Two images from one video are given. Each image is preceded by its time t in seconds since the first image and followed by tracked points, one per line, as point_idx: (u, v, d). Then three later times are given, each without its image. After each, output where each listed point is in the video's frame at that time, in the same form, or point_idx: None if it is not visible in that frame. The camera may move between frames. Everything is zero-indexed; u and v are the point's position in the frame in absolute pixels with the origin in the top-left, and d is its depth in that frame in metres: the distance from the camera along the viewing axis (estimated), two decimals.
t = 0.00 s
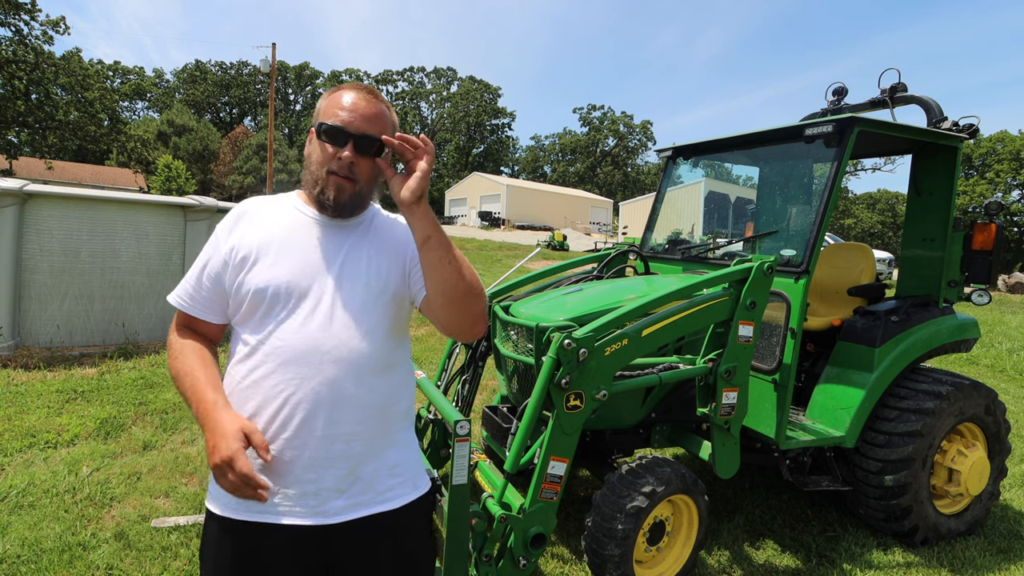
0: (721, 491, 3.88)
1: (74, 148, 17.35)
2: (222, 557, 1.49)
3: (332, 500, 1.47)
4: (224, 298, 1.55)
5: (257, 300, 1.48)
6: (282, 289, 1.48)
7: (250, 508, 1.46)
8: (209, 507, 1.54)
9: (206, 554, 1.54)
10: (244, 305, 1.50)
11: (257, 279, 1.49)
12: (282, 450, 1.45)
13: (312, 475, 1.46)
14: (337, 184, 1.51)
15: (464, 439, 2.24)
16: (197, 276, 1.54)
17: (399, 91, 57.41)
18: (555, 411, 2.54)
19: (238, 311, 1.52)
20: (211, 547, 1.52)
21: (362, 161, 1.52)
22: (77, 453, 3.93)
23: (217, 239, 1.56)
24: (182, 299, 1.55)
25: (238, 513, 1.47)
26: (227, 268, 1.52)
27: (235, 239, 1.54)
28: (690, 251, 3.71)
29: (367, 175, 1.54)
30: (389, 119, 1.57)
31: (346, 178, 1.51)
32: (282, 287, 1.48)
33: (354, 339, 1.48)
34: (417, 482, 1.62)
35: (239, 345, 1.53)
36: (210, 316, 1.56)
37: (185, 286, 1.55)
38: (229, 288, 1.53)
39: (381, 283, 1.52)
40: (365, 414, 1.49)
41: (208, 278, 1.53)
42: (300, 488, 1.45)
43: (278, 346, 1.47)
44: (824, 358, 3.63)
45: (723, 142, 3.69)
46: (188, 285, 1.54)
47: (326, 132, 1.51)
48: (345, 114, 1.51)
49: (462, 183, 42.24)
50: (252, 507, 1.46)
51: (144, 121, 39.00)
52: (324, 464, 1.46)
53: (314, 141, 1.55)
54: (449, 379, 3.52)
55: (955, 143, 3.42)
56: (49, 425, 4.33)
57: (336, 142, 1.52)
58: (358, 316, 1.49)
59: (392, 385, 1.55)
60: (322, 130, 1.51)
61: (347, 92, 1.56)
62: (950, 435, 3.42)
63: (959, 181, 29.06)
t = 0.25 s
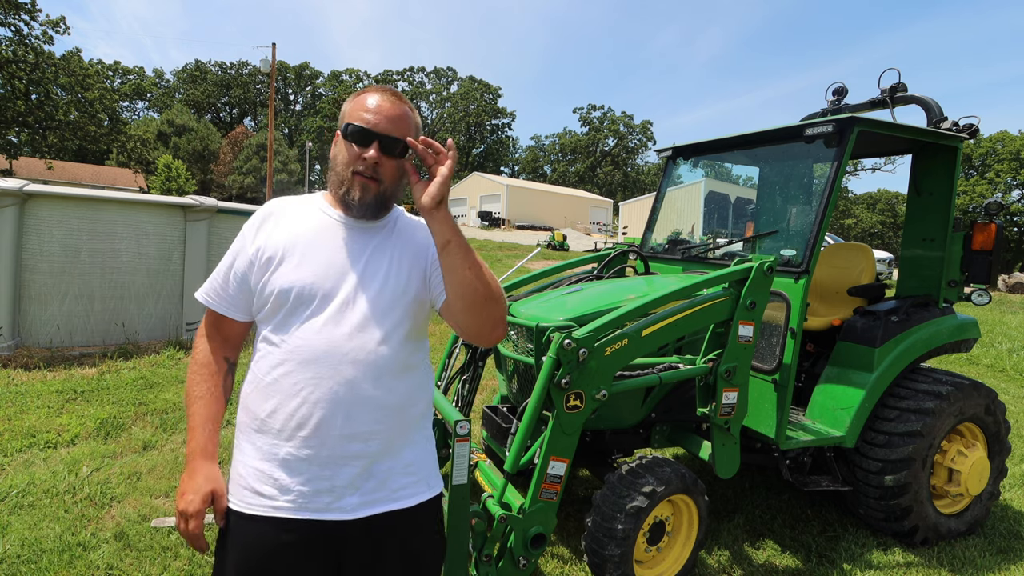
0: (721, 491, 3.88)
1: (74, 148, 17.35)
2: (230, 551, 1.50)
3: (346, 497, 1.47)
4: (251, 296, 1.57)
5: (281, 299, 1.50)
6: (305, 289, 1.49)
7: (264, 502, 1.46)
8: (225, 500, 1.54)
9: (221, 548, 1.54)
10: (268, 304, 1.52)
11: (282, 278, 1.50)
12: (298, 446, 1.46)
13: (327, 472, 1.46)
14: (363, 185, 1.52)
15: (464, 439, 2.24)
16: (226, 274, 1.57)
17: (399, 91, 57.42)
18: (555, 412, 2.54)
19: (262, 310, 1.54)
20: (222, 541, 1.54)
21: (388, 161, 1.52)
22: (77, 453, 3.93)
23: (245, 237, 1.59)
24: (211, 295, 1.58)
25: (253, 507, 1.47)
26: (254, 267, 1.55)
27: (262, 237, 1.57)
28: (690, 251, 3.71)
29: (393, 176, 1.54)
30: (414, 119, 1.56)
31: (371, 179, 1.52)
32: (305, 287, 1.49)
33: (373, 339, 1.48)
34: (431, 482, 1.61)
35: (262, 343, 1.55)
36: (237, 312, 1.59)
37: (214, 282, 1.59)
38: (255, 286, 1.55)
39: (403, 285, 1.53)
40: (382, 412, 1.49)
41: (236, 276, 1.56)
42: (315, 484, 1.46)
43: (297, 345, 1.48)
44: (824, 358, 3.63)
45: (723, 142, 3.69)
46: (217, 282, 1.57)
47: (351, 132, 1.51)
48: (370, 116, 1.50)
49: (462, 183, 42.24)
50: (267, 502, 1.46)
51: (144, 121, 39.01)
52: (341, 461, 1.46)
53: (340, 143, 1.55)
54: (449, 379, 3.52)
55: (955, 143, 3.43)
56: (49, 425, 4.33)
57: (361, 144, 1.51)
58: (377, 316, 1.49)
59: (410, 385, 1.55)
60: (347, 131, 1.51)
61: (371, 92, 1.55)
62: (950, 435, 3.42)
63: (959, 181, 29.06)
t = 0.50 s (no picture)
0: (721, 491, 3.88)
1: (74, 148, 17.35)
2: (233, 548, 1.51)
3: (349, 496, 1.47)
4: (256, 293, 1.58)
5: (286, 297, 1.50)
6: (308, 288, 1.49)
7: (270, 498, 1.47)
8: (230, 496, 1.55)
9: (224, 544, 1.54)
10: (273, 302, 1.52)
11: (286, 276, 1.51)
12: (303, 444, 1.46)
13: (332, 471, 1.46)
14: (363, 177, 1.51)
15: (464, 439, 2.26)
16: (233, 270, 1.58)
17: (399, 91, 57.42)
18: (556, 411, 2.54)
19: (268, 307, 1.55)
20: (226, 537, 1.54)
21: (386, 151, 1.52)
22: (77, 453, 3.93)
23: (251, 234, 1.59)
24: (218, 292, 1.60)
25: (258, 503, 1.48)
26: (259, 265, 1.55)
27: (267, 234, 1.57)
28: (690, 251, 3.71)
29: (393, 166, 1.54)
30: (408, 109, 1.57)
31: (371, 171, 1.51)
32: (309, 285, 1.49)
33: (377, 339, 1.47)
34: (435, 483, 1.61)
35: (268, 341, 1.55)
36: (244, 309, 1.61)
37: (221, 279, 1.60)
38: (260, 284, 1.56)
39: (407, 284, 1.52)
40: (386, 412, 1.49)
41: (242, 273, 1.57)
42: (320, 483, 1.46)
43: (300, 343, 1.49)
44: (824, 358, 3.63)
45: (723, 142, 3.69)
46: (224, 278, 1.59)
47: (349, 127, 1.52)
48: (364, 108, 1.52)
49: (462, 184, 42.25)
50: (272, 498, 1.47)
51: (144, 121, 39.01)
52: (345, 460, 1.46)
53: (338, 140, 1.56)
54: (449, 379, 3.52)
55: (955, 143, 3.43)
56: (49, 425, 4.33)
57: (358, 138, 1.52)
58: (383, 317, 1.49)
59: (414, 386, 1.55)
60: (344, 126, 1.53)
61: (365, 87, 1.57)
62: (950, 435, 3.42)
63: (959, 181, 29.06)
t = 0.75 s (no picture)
0: (721, 491, 3.88)
1: (74, 148, 17.35)
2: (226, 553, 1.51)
3: (340, 503, 1.47)
4: (240, 294, 1.58)
5: (271, 298, 1.50)
6: (293, 289, 1.48)
7: (257, 508, 1.48)
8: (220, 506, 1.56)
9: (216, 553, 1.55)
10: (258, 303, 1.52)
11: (270, 278, 1.50)
12: (289, 452, 1.46)
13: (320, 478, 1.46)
14: (342, 170, 1.55)
15: (464, 439, 2.25)
16: (217, 272, 1.58)
17: (399, 91, 57.42)
18: (556, 412, 2.54)
19: (253, 309, 1.55)
20: (220, 539, 1.54)
21: (361, 143, 1.58)
22: (78, 453, 3.93)
23: (234, 236, 1.58)
24: (203, 295, 1.60)
25: (247, 514, 1.49)
26: (242, 266, 1.55)
27: (250, 234, 1.56)
28: (690, 251, 3.71)
29: (369, 157, 1.58)
30: (378, 99, 1.62)
31: (348, 163, 1.55)
32: (294, 286, 1.48)
33: (365, 339, 1.47)
34: (428, 487, 1.61)
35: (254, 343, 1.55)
36: (229, 312, 1.60)
37: (205, 281, 1.60)
38: (244, 285, 1.55)
39: (394, 283, 1.52)
40: (375, 415, 1.48)
41: (226, 274, 1.56)
42: (307, 491, 1.46)
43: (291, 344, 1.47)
44: (824, 358, 3.63)
45: (723, 142, 3.69)
46: (208, 281, 1.58)
47: (322, 123, 1.57)
48: (334, 102, 1.57)
49: (462, 183, 42.24)
50: (259, 508, 1.48)
51: (144, 121, 39.00)
52: (334, 467, 1.46)
53: (312, 137, 1.59)
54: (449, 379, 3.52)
55: (955, 143, 3.43)
56: (49, 425, 4.33)
57: (333, 133, 1.57)
58: (371, 317, 1.49)
59: (405, 386, 1.54)
60: (318, 123, 1.57)
61: (333, 82, 1.62)
62: (950, 435, 3.42)
63: (959, 181, 29.07)
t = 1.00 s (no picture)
0: (721, 491, 3.88)
1: (75, 148, 17.36)
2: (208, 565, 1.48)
3: (330, 510, 1.46)
4: (209, 295, 1.53)
5: (245, 300, 1.46)
6: (269, 290, 1.45)
7: (243, 518, 1.44)
8: (197, 516, 1.51)
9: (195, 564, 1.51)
10: (231, 305, 1.47)
11: (244, 278, 1.46)
12: (275, 459, 1.44)
13: (309, 485, 1.45)
14: (313, 164, 1.54)
15: (465, 439, 2.24)
16: (183, 273, 1.52)
17: (399, 91, 57.43)
18: (556, 411, 2.54)
19: (224, 311, 1.50)
20: (200, 552, 1.50)
21: (331, 135, 1.57)
22: (78, 453, 3.93)
23: (200, 235, 1.53)
24: (168, 298, 1.53)
25: (231, 525, 1.45)
26: (211, 266, 1.50)
27: (219, 233, 1.51)
28: (690, 251, 3.71)
29: (340, 149, 1.58)
30: (346, 90, 1.62)
31: (320, 156, 1.54)
32: (271, 286, 1.45)
33: (349, 339, 1.46)
34: (415, 487, 1.64)
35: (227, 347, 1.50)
36: (197, 314, 1.55)
37: (170, 283, 1.53)
38: (215, 286, 1.50)
39: (374, 281, 1.52)
40: (360, 418, 1.48)
41: (194, 275, 1.51)
42: (296, 499, 1.44)
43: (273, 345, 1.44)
44: (824, 358, 3.63)
45: (722, 142, 3.69)
46: (174, 282, 1.52)
47: (290, 117, 1.55)
48: (300, 96, 1.56)
49: (462, 183, 42.25)
50: (245, 518, 1.44)
51: (144, 121, 39.01)
52: (322, 473, 1.45)
53: (281, 131, 1.58)
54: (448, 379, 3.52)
55: (955, 143, 3.43)
56: (49, 425, 4.33)
57: (301, 126, 1.56)
58: (354, 317, 1.48)
59: (390, 386, 1.54)
60: (286, 117, 1.56)
61: (298, 74, 1.60)
62: (950, 435, 3.42)
63: (959, 181, 29.07)
